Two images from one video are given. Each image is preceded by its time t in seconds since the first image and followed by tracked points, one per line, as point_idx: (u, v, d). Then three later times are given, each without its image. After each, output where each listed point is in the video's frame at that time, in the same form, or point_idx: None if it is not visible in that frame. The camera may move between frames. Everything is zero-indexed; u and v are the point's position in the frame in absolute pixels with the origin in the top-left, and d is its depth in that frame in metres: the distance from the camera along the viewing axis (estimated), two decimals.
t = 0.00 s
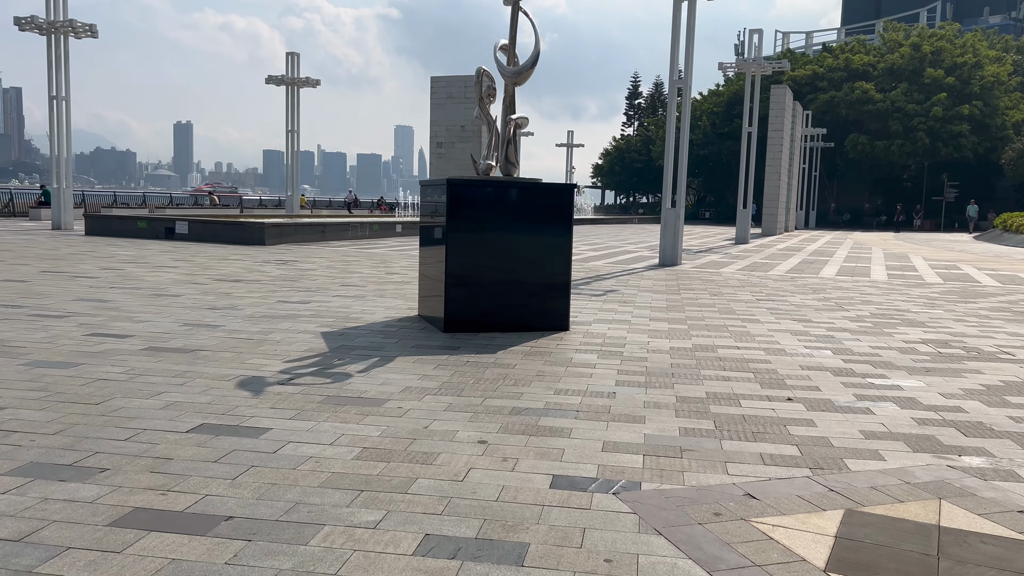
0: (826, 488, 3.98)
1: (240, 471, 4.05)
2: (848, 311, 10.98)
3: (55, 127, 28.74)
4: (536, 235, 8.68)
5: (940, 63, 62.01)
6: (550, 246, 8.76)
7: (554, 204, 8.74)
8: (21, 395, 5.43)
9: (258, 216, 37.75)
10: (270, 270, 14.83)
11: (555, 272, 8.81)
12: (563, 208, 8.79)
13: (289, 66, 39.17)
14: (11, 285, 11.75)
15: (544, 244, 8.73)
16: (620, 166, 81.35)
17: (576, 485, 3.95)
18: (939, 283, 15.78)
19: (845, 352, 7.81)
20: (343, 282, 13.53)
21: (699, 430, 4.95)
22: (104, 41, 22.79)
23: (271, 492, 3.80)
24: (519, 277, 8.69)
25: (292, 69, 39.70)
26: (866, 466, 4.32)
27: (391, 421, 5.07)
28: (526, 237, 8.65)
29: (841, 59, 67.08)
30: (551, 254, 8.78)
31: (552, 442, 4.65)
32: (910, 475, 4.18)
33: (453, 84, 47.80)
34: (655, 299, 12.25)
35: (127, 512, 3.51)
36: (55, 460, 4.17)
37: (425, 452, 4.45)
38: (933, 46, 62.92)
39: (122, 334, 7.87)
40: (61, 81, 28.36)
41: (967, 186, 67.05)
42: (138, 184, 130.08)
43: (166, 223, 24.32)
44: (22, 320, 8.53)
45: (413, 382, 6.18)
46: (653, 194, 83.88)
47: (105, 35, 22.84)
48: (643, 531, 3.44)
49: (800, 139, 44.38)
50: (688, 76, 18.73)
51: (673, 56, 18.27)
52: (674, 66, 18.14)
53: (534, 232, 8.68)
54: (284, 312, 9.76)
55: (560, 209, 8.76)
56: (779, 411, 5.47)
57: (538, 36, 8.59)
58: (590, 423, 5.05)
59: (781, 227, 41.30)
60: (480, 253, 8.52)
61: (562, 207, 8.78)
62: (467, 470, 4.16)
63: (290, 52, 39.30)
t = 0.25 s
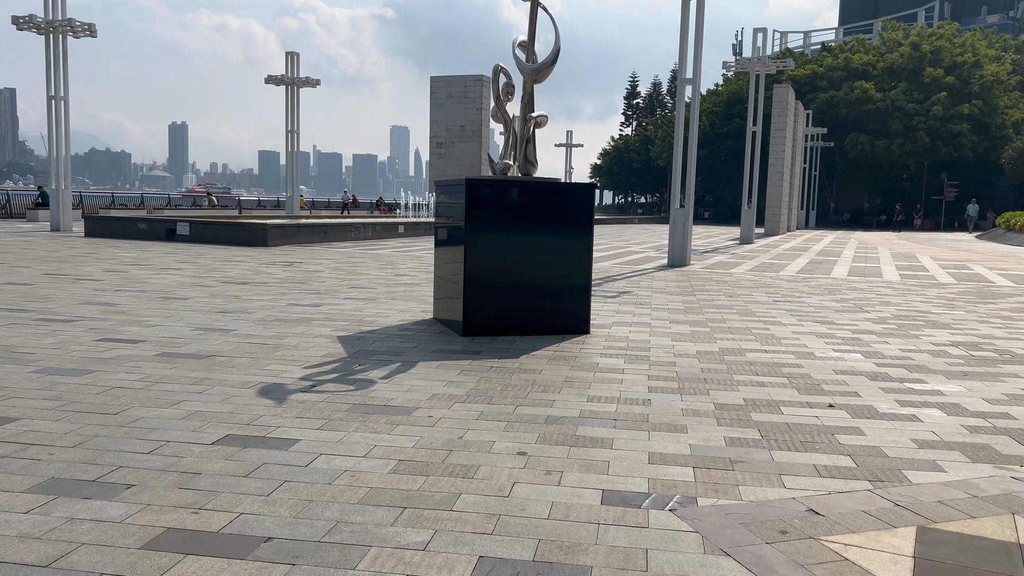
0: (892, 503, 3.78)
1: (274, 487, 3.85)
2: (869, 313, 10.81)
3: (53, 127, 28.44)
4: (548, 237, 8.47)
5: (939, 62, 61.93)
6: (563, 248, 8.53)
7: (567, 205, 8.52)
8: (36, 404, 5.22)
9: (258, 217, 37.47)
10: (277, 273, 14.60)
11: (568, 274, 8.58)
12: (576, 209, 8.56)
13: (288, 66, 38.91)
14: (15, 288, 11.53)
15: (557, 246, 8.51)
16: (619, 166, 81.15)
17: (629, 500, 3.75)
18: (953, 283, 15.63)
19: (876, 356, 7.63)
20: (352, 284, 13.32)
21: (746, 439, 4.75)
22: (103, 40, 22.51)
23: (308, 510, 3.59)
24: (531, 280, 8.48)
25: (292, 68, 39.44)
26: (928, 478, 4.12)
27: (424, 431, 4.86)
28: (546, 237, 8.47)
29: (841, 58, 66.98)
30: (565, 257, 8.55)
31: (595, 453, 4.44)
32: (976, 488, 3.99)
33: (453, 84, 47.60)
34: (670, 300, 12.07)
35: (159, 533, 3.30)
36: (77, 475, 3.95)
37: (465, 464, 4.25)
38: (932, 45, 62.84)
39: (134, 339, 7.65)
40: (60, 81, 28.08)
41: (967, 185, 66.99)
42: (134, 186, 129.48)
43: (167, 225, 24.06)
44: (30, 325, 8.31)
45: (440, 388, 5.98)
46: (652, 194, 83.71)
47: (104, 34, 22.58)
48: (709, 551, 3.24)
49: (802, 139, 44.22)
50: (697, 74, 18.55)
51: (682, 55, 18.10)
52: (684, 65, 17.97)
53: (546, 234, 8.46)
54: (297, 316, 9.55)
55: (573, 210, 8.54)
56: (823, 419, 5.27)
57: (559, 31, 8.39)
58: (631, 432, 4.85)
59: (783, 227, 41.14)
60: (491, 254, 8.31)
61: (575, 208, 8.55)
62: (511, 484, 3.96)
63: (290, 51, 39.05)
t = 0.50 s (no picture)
0: (965, 518, 3.61)
1: (317, 504, 3.66)
2: (890, 315, 10.64)
3: (53, 127, 28.20)
4: (555, 238, 8.23)
5: (939, 62, 61.87)
6: (571, 249, 8.30)
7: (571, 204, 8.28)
8: (57, 414, 5.03)
9: (259, 217, 37.20)
10: (285, 274, 14.42)
11: (578, 276, 8.35)
12: (581, 208, 8.32)
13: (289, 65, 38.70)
14: (21, 291, 11.32)
15: (563, 247, 8.27)
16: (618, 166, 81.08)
17: (691, 518, 3.56)
18: (967, 284, 15.46)
19: (910, 359, 7.46)
20: (363, 286, 13.13)
21: (798, 450, 4.57)
22: (104, 39, 22.30)
23: (355, 529, 3.40)
24: (539, 283, 8.26)
25: (292, 68, 39.21)
26: (997, 491, 3.95)
27: (463, 441, 4.68)
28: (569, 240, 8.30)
29: (840, 58, 66.89)
30: (573, 258, 8.32)
31: (645, 465, 4.26)
32: None
33: (453, 84, 47.42)
34: (686, 302, 11.90)
35: (202, 557, 3.11)
36: (108, 491, 3.77)
37: (512, 478, 4.05)
38: (932, 45, 62.77)
39: (150, 344, 7.47)
40: (59, 81, 27.84)
41: (966, 185, 66.90)
42: (128, 186, 128.92)
43: (169, 226, 23.85)
44: (41, 329, 8.11)
45: (471, 396, 5.80)
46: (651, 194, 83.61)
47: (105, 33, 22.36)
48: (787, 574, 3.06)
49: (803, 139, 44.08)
50: (706, 74, 18.42)
51: (692, 54, 17.95)
52: (693, 65, 17.80)
53: (552, 236, 8.22)
54: (312, 319, 9.37)
55: (577, 209, 8.31)
56: (873, 427, 5.09)
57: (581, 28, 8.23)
58: (677, 442, 4.67)
59: (786, 227, 40.98)
60: (515, 256, 8.14)
61: (580, 206, 8.31)
62: (564, 500, 3.77)
63: (290, 51, 38.82)
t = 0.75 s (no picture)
0: None
1: (358, 531, 3.48)
2: (910, 323, 10.48)
3: (53, 129, 27.98)
4: (560, 245, 8.02)
5: (939, 65, 61.82)
6: (577, 255, 8.07)
7: (573, 208, 8.03)
8: (76, 431, 4.85)
9: (258, 221, 36.97)
10: (292, 280, 14.23)
11: (588, 282, 8.13)
12: (584, 212, 8.07)
13: (289, 68, 38.51)
14: (26, 298, 11.12)
15: (570, 254, 8.05)
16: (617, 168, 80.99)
17: (753, 547, 3.39)
18: (981, 289, 15.31)
19: (941, 370, 7.30)
20: (372, 292, 12.96)
21: (848, 470, 4.39)
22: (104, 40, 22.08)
23: (402, 560, 3.23)
24: (560, 292, 8.09)
25: (293, 70, 39.02)
26: None
27: (499, 461, 4.50)
28: (591, 246, 8.13)
29: (840, 61, 66.82)
30: (580, 264, 8.10)
31: (694, 488, 4.09)
32: None
33: (453, 86, 47.27)
34: (702, 309, 11.74)
35: None
36: (138, 517, 3.58)
37: (557, 502, 3.88)
38: (931, 48, 62.72)
39: (163, 355, 7.28)
40: (59, 82, 27.62)
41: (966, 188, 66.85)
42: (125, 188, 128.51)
43: (171, 229, 23.66)
44: (51, 339, 7.92)
45: (500, 410, 5.63)
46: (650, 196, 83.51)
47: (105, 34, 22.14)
48: None
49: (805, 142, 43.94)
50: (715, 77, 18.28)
51: (701, 58, 17.80)
52: (702, 68, 17.65)
53: (564, 242, 8.03)
54: (326, 328, 9.20)
55: (599, 216, 8.15)
56: (921, 444, 4.92)
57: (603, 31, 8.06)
58: (722, 462, 4.49)
59: (787, 230, 40.88)
60: (536, 263, 7.97)
61: (582, 210, 8.06)
62: (616, 526, 3.59)
63: (291, 53, 38.63)
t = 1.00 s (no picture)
0: None
1: (407, 549, 3.28)
2: (934, 327, 10.30)
3: (55, 129, 27.75)
4: (586, 247, 7.83)
5: (940, 69, 61.72)
6: (583, 258, 7.82)
7: (574, 209, 7.77)
8: (99, 438, 4.66)
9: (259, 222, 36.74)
10: (301, 282, 14.03)
11: (614, 286, 7.94)
12: (598, 212, 7.83)
13: (291, 68, 38.31)
14: (34, 299, 10.93)
15: (596, 256, 7.86)
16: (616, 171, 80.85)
17: (829, 566, 3.20)
18: (997, 294, 15.14)
19: (977, 377, 7.12)
20: (384, 295, 12.77)
21: (909, 482, 4.20)
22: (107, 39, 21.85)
23: None
24: (585, 295, 7.89)
25: (295, 71, 38.82)
26: None
27: (543, 471, 4.30)
28: (617, 248, 7.93)
29: (841, 65, 66.72)
30: (587, 268, 7.85)
31: (752, 503, 3.90)
32: None
33: (455, 88, 47.10)
34: (720, 313, 11.56)
35: None
36: (173, 532, 3.38)
37: (611, 517, 3.68)
38: (932, 52, 62.64)
39: (181, 358, 7.10)
40: (61, 82, 27.42)
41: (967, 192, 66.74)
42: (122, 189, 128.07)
43: (174, 230, 23.44)
44: (64, 341, 7.73)
45: (534, 417, 5.43)
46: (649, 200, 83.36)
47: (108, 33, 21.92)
48: None
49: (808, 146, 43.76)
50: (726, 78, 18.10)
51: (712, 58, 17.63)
52: (714, 69, 17.47)
53: (590, 243, 7.83)
54: (341, 331, 9.00)
55: (625, 218, 7.94)
56: (978, 455, 4.73)
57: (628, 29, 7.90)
58: (776, 473, 4.30)
59: (790, 234, 40.73)
60: (561, 265, 7.77)
61: (586, 209, 7.81)
62: (679, 544, 3.40)
63: (293, 54, 38.44)
